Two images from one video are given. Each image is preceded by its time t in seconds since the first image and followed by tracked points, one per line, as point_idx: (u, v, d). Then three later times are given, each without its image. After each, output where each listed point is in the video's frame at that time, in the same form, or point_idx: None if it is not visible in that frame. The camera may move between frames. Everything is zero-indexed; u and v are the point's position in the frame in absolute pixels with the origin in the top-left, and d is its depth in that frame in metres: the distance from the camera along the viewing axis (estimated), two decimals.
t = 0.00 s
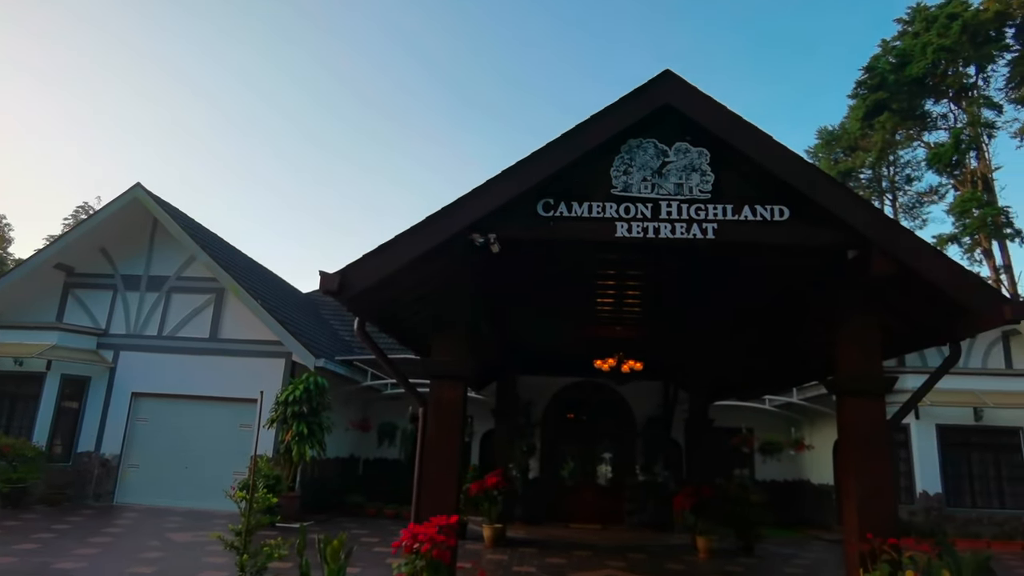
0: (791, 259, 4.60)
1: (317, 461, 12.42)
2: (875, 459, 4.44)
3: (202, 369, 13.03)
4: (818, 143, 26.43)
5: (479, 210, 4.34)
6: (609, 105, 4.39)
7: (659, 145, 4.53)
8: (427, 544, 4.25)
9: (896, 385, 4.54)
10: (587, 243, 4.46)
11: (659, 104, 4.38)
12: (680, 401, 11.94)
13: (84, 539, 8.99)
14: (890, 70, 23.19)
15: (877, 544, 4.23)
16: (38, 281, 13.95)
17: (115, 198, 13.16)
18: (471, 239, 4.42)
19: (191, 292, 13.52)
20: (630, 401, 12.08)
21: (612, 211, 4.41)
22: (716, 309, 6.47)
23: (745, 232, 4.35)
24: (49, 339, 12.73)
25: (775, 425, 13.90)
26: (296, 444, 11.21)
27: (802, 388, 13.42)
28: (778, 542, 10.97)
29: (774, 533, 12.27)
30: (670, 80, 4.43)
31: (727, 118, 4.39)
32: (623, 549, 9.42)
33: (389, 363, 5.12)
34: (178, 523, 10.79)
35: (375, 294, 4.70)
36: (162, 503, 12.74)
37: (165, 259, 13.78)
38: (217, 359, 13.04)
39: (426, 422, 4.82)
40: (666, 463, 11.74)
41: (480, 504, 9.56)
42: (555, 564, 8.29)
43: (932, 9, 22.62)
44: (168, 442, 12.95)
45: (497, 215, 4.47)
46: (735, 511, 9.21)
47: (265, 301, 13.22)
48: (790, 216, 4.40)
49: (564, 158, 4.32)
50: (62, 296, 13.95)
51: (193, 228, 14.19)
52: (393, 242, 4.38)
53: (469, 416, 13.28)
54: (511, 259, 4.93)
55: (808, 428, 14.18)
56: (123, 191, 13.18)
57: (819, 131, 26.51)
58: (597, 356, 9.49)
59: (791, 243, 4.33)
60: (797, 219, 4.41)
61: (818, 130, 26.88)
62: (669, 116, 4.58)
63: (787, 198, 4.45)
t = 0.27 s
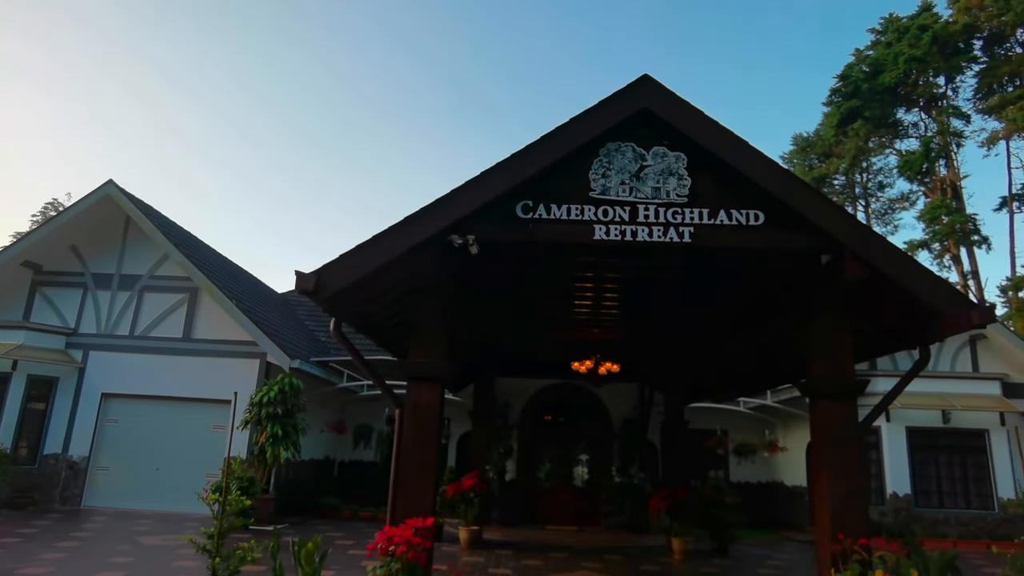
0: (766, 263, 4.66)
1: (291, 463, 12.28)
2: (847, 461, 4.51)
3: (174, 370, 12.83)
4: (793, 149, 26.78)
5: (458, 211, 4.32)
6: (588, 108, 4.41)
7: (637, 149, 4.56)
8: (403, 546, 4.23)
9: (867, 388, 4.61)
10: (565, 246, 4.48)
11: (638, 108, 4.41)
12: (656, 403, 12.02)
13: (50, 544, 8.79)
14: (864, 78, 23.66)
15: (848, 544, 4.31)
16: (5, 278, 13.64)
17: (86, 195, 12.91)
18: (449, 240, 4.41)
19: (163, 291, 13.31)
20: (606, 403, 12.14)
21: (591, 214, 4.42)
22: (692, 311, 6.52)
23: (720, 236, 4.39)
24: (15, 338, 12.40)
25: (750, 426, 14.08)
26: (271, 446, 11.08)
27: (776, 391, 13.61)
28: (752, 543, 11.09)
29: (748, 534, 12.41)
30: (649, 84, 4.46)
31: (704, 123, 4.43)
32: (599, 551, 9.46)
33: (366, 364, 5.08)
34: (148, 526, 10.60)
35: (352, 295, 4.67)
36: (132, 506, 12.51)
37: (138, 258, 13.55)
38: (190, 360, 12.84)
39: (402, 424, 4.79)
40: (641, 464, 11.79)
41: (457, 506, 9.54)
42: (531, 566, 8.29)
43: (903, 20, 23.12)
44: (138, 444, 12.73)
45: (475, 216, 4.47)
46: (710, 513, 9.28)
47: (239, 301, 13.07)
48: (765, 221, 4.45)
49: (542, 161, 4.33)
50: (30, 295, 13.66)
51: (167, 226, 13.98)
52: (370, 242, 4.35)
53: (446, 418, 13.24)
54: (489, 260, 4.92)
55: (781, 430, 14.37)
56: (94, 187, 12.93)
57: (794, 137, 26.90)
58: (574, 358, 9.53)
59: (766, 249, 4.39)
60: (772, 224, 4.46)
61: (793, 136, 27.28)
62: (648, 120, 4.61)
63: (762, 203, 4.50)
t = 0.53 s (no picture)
0: (739, 267, 4.72)
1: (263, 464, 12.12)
2: (817, 462, 4.58)
3: (143, 370, 12.60)
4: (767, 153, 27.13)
5: (434, 211, 4.31)
6: (565, 111, 4.43)
7: (614, 152, 4.58)
8: (376, 548, 4.20)
9: (838, 390, 4.68)
10: (541, 248, 4.49)
11: (615, 112, 4.44)
12: (631, 404, 12.10)
13: (13, 548, 8.57)
14: (836, 86, 24.10)
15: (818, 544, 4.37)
16: None
17: (53, 190, 12.63)
18: (426, 240, 4.39)
19: (133, 290, 13.07)
20: (582, 405, 12.18)
21: (567, 216, 4.44)
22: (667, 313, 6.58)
23: (695, 240, 4.44)
24: None
25: (723, 428, 14.24)
26: (243, 447, 10.93)
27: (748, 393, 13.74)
28: (724, 543, 11.21)
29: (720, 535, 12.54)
30: (626, 88, 4.49)
31: (680, 127, 4.47)
32: (573, 552, 9.49)
33: (340, 364, 5.04)
34: (115, 530, 10.38)
35: (327, 294, 4.63)
36: (98, 509, 12.25)
37: (107, 255, 13.29)
38: (160, 360, 12.62)
39: (376, 426, 4.76)
40: (616, 465, 11.84)
41: (431, 508, 9.50)
42: (505, 567, 8.29)
43: (875, 29, 23.60)
44: (106, 446, 12.47)
45: (452, 217, 4.46)
46: (683, 514, 9.36)
47: (212, 300, 12.89)
48: (739, 225, 4.51)
49: (520, 163, 4.34)
50: None
51: (137, 223, 13.74)
52: (346, 241, 4.31)
53: (420, 420, 13.19)
54: (465, 262, 4.91)
55: (753, 431, 14.54)
56: (63, 183, 12.65)
57: (768, 142, 27.28)
58: (550, 359, 9.55)
59: (739, 252, 4.45)
60: (746, 228, 4.52)
61: (767, 142, 27.66)
62: (624, 124, 4.64)
63: (736, 208, 4.56)
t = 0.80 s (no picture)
0: (713, 270, 4.76)
1: (235, 466, 11.95)
2: (789, 463, 4.63)
3: (111, 371, 12.34)
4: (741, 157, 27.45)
5: (410, 212, 4.28)
6: (542, 113, 4.43)
7: (590, 155, 4.59)
8: (349, 551, 4.17)
9: (809, 392, 4.74)
10: (517, 249, 4.48)
11: (590, 115, 4.46)
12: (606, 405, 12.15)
13: None
14: (809, 92, 24.46)
15: (788, 544, 4.42)
16: None
17: (18, 186, 12.32)
18: (401, 241, 4.37)
19: (101, 288, 12.80)
20: (557, 406, 12.20)
21: (544, 218, 4.45)
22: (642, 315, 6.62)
23: (669, 243, 4.47)
24: None
25: (696, 429, 14.39)
26: (214, 449, 10.77)
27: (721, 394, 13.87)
28: (697, 543, 11.30)
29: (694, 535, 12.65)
30: (602, 91, 4.50)
31: (655, 131, 4.50)
32: (548, 553, 9.50)
33: (313, 366, 4.99)
34: (80, 534, 10.15)
35: (300, 295, 4.58)
36: (63, 513, 11.97)
37: (74, 253, 13.00)
38: (129, 360, 12.38)
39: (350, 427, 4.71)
40: (591, 466, 11.87)
41: (406, 510, 9.45)
42: (480, 569, 8.27)
43: (846, 37, 24.03)
44: (72, 448, 12.20)
45: (427, 218, 4.44)
46: (657, 514, 9.42)
47: (183, 300, 12.69)
48: (712, 228, 4.56)
49: (496, 164, 4.33)
50: None
51: (106, 220, 13.47)
52: (320, 241, 4.27)
53: (395, 421, 13.11)
54: (441, 263, 4.89)
55: (726, 432, 14.64)
56: (28, 178, 12.35)
57: (742, 146, 27.62)
58: (525, 360, 9.55)
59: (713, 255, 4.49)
60: (719, 231, 4.57)
61: (741, 146, 28.01)
62: (600, 127, 4.66)
63: (709, 212, 4.60)
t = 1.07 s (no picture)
0: (689, 271, 4.80)
1: (208, 467, 11.79)
2: (762, 463, 4.68)
3: (81, 370, 12.11)
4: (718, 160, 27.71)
5: (387, 211, 4.26)
6: (519, 114, 4.43)
7: (568, 156, 4.60)
8: (323, 553, 4.13)
9: (782, 393, 4.80)
10: (494, 249, 4.47)
11: (569, 116, 4.47)
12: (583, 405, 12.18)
13: None
14: (785, 96, 24.60)
15: (761, 543, 4.46)
16: None
17: None
18: (377, 240, 4.34)
19: (71, 286, 12.56)
20: (535, 406, 12.22)
21: (522, 219, 4.45)
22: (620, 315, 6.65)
23: (646, 244, 4.50)
24: None
25: (672, 429, 14.50)
26: (187, 450, 10.61)
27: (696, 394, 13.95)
28: (672, 542, 11.39)
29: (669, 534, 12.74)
30: (580, 92, 4.51)
31: (633, 133, 4.53)
32: (524, 553, 9.51)
33: (287, 366, 4.94)
34: (48, 537, 9.95)
35: (274, 294, 4.53)
36: (30, 515, 11.72)
37: (42, 250, 12.74)
38: (99, 359, 12.16)
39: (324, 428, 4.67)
40: (568, 466, 11.90)
41: (381, 510, 9.40)
42: (456, 569, 8.25)
43: (822, 42, 24.35)
44: (39, 449, 11.95)
45: (404, 217, 4.42)
46: (633, 514, 9.47)
47: (156, 298, 12.50)
48: (688, 230, 4.59)
49: (474, 164, 4.32)
50: None
51: (76, 217, 13.22)
52: (295, 239, 4.22)
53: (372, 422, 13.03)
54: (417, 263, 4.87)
55: (702, 431, 14.65)
56: None
57: (719, 149, 27.88)
58: (503, 361, 9.55)
59: (689, 257, 4.52)
60: (695, 233, 4.60)
61: (718, 149, 28.28)
62: (578, 128, 4.67)
63: (685, 214, 4.63)
